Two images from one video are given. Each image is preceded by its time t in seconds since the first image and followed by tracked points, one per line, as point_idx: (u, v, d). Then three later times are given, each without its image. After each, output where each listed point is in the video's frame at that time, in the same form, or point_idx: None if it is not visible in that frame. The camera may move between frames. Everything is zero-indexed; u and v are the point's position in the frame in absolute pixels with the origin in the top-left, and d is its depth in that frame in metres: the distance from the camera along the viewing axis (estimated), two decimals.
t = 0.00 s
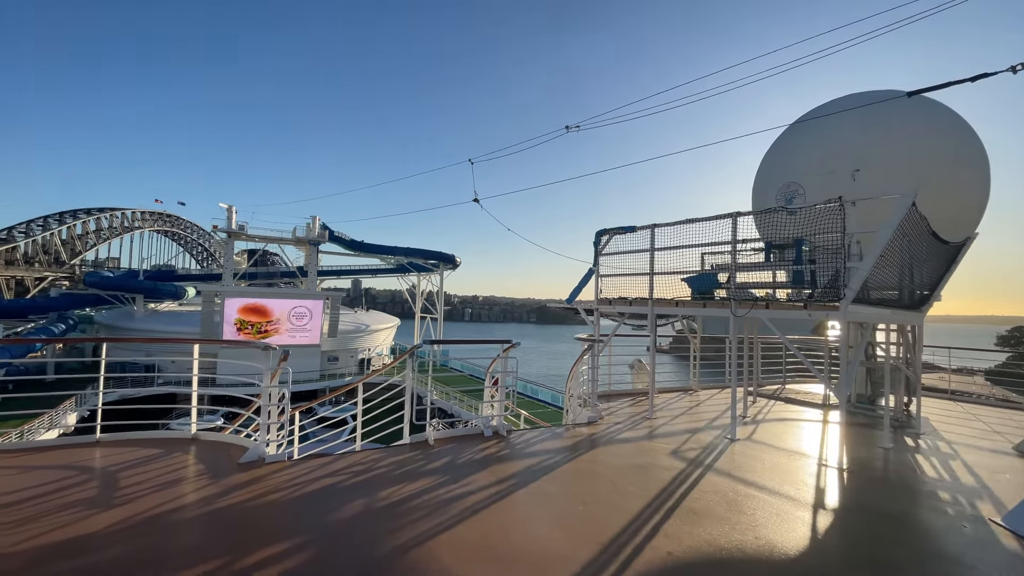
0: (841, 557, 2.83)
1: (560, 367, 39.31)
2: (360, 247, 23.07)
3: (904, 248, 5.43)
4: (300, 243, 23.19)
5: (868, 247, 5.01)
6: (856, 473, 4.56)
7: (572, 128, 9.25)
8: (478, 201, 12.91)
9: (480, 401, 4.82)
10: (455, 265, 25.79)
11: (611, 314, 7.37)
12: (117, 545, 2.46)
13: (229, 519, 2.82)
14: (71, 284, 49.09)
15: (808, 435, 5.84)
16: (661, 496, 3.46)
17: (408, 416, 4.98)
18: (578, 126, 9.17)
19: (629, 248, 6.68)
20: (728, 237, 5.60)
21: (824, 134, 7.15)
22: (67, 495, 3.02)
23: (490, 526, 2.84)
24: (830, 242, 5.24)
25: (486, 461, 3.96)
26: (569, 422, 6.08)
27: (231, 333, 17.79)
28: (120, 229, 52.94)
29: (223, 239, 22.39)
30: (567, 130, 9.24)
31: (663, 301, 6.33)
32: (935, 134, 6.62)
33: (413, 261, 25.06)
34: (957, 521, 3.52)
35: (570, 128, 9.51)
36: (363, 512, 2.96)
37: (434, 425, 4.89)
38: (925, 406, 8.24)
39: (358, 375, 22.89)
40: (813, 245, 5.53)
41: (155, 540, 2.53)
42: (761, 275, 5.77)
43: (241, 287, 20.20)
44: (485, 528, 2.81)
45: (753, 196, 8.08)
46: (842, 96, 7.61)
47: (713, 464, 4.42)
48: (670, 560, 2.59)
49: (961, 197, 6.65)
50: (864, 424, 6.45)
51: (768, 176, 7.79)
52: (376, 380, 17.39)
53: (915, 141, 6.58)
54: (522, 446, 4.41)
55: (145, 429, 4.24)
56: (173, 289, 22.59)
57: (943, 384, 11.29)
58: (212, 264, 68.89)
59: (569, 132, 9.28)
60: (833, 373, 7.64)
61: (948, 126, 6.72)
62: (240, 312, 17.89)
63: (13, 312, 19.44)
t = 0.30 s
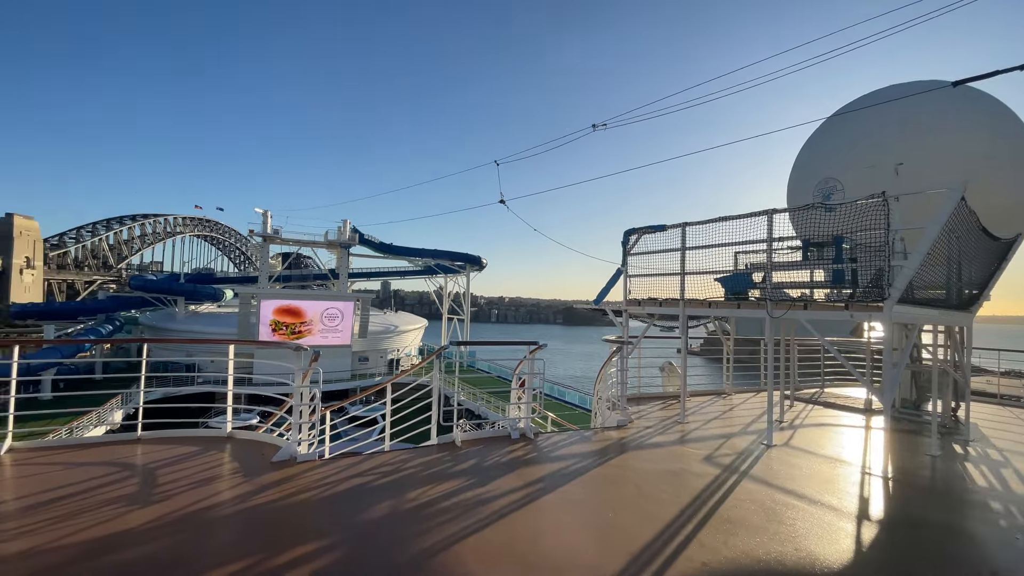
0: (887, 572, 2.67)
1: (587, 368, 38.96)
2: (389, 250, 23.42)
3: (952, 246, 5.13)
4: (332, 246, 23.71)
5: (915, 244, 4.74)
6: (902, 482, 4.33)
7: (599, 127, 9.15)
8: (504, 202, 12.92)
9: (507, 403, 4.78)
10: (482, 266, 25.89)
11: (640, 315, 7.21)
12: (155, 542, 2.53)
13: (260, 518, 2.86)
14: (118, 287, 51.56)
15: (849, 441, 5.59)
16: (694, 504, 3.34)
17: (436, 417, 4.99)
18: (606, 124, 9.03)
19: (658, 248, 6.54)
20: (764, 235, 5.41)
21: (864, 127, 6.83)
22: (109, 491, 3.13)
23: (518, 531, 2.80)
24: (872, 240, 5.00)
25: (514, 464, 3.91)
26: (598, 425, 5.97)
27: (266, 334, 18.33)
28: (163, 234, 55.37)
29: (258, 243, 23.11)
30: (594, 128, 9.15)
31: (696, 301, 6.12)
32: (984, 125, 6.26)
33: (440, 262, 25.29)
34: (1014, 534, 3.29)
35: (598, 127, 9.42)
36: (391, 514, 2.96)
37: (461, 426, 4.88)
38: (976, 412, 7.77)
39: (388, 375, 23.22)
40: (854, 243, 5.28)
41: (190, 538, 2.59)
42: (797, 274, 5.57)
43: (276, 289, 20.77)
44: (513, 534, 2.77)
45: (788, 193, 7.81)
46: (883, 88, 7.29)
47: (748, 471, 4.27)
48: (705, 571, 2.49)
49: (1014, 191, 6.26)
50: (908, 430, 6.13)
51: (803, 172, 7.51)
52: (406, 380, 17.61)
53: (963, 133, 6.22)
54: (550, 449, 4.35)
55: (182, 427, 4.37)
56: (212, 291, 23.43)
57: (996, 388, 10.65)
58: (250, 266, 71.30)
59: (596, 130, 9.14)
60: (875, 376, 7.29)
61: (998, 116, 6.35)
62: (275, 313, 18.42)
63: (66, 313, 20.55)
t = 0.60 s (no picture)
0: None
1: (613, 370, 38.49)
2: (414, 252, 23.67)
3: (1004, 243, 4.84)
4: (359, 249, 24.12)
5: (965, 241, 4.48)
6: (953, 492, 4.09)
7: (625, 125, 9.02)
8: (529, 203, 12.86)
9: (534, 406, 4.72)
10: (506, 268, 25.90)
11: (669, 317, 7.06)
12: (192, 540, 2.59)
13: (292, 519, 2.90)
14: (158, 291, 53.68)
15: (892, 448, 5.33)
16: (730, 513, 3.23)
17: (463, 419, 4.97)
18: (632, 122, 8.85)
19: (688, 247, 6.39)
20: (801, 233, 5.21)
21: (907, 119, 6.52)
22: (148, 489, 3.22)
23: (549, 537, 2.75)
24: (917, 238, 4.76)
25: (542, 468, 3.86)
26: (627, 429, 5.86)
27: (297, 335, 18.76)
28: (199, 238, 57.46)
29: (289, 247, 23.69)
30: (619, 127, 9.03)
31: (728, 303, 5.96)
32: None
33: (465, 264, 25.40)
34: None
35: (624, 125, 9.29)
36: (419, 516, 2.95)
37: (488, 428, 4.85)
38: None
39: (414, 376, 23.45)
40: (897, 241, 5.03)
41: (224, 537, 2.64)
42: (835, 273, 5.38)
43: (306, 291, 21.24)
44: (543, 540, 2.72)
45: (824, 191, 7.54)
46: (925, 79, 6.96)
47: (786, 478, 4.10)
48: None
49: None
50: (956, 437, 5.82)
51: (840, 168, 7.23)
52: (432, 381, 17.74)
53: (1014, 124, 5.87)
54: (579, 453, 4.28)
55: (216, 427, 4.48)
56: (246, 294, 24.13)
57: None
58: (281, 269, 73.29)
59: (622, 128, 8.97)
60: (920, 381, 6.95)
61: None
62: (306, 315, 18.85)
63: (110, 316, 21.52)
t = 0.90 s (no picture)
0: None
1: (638, 373, 37.93)
2: (437, 254, 23.82)
3: None
4: (384, 252, 24.41)
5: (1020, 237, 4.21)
6: (1012, 504, 3.83)
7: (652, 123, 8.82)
8: (553, 203, 12.76)
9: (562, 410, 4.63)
10: (528, 269, 25.81)
11: (699, 318, 6.88)
12: (227, 539, 2.61)
13: (324, 520, 2.90)
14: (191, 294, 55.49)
15: (941, 456, 5.05)
16: (771, 523, 3.08)
17: (490, 422, 4.92)
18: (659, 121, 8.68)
19: (719, 247, 6.21)
20: (840, 230, 5.00)
21: (952, 110, 6.21)
22: (184, 488, 3.28)
23: (582, 544, 2.68)
24: (967, 234, 4.50)
25: (572, 472, 3.78)
26: (658, 433, 5.71)
27: (324, 337, 19.07)
28: (231, 243, 59.22)
29: (316, 250, 24.14)
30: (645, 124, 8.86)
31: (762, 304, 5.71)
32: None
33: (488, 266, 25.43)
34: None
35: (650, 124, 9.19)
36: (449, 520, 2.91)
37: (516, 431, 4.79)
38: None
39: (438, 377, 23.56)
40: (945, 237, 4.78)
41: (257, 538, 2.65)
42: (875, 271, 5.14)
43: (332, 294, 21.59)
44: (576, 547, 2.65)
45: (862, 186, 7.25)
46: (972, 66, 6.61)
47: (829, 487, 3.91)
48: None
49: None
50: (1011, 445, 5.48)
51: (880, 162, 6.94)
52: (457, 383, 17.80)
53: None
54: (609, 458, 4.18)
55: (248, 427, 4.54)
56: (275, 296, 24.67)
57: None
58: (308, 273, 74.90)
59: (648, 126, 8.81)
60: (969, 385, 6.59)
61: None
62: (333, 317, 19.16)
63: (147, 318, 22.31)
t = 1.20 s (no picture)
0: None
1: (665, 376, 37.27)
2: (462, 257, 23.90)
3: None
4: (409, 255, 24.65)
5: None
6: None
7: (681, 120, 8.62)
8: (578, 203, 12.63)
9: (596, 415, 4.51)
10: (553, 271, 25.65)
11: (735, 321, 6.66)
12: (264, 543, 2.60)
13: (360, 526, 2.87)
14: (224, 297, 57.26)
15: (1002, 466, 4.72)
16: (824, 538, 2.91)
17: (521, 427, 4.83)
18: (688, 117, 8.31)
19: (758, 246, 5.99)
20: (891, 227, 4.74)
21: (1006, 98, 5.87)
22: (222, 491, 3.30)
23: (623, 556, 2.57)
24: None
25: (609, 480, 3.66)
26: (694, 440, 5.52)
27: (352, 339, 19.34)
28: (262, 248, 60.88)
29: (344, 254, 24.55)
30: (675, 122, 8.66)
31: (805, 305, 5.49)
32: None
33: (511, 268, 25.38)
34: None
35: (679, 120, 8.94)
36: (486, 528, 2.84)
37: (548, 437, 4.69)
38: None
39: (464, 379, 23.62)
40: (1004, 234, 4.51)
41: (294, 543, 2.63)
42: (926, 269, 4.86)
43: (359, 296, 21.89)
44: (617, 559, 2.54)
45: (906, 181, 6.91)
46: None
47: (884, 499, 3.68)
48: None
49: None
50: None
51: (925, 155, 6.60)
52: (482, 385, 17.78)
53: None
54: (646, 465, 4.05)
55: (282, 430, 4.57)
56: (304, 299, 25.18)
57: None
58: (335, 276, 76.45)
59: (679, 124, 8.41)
60: None
61: None
62: (360, 319, 19.41)
63: (184, 321, 23.10)
